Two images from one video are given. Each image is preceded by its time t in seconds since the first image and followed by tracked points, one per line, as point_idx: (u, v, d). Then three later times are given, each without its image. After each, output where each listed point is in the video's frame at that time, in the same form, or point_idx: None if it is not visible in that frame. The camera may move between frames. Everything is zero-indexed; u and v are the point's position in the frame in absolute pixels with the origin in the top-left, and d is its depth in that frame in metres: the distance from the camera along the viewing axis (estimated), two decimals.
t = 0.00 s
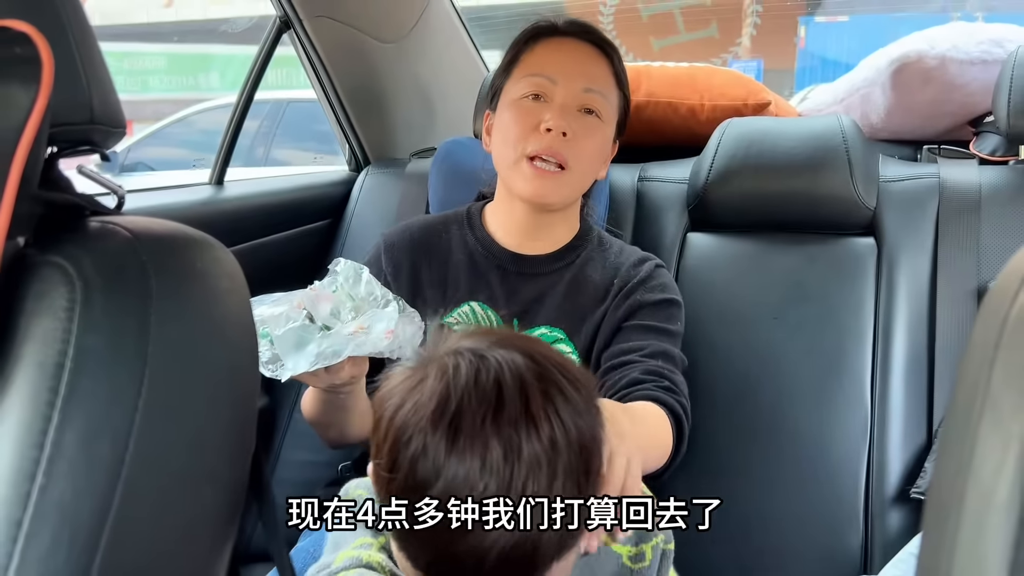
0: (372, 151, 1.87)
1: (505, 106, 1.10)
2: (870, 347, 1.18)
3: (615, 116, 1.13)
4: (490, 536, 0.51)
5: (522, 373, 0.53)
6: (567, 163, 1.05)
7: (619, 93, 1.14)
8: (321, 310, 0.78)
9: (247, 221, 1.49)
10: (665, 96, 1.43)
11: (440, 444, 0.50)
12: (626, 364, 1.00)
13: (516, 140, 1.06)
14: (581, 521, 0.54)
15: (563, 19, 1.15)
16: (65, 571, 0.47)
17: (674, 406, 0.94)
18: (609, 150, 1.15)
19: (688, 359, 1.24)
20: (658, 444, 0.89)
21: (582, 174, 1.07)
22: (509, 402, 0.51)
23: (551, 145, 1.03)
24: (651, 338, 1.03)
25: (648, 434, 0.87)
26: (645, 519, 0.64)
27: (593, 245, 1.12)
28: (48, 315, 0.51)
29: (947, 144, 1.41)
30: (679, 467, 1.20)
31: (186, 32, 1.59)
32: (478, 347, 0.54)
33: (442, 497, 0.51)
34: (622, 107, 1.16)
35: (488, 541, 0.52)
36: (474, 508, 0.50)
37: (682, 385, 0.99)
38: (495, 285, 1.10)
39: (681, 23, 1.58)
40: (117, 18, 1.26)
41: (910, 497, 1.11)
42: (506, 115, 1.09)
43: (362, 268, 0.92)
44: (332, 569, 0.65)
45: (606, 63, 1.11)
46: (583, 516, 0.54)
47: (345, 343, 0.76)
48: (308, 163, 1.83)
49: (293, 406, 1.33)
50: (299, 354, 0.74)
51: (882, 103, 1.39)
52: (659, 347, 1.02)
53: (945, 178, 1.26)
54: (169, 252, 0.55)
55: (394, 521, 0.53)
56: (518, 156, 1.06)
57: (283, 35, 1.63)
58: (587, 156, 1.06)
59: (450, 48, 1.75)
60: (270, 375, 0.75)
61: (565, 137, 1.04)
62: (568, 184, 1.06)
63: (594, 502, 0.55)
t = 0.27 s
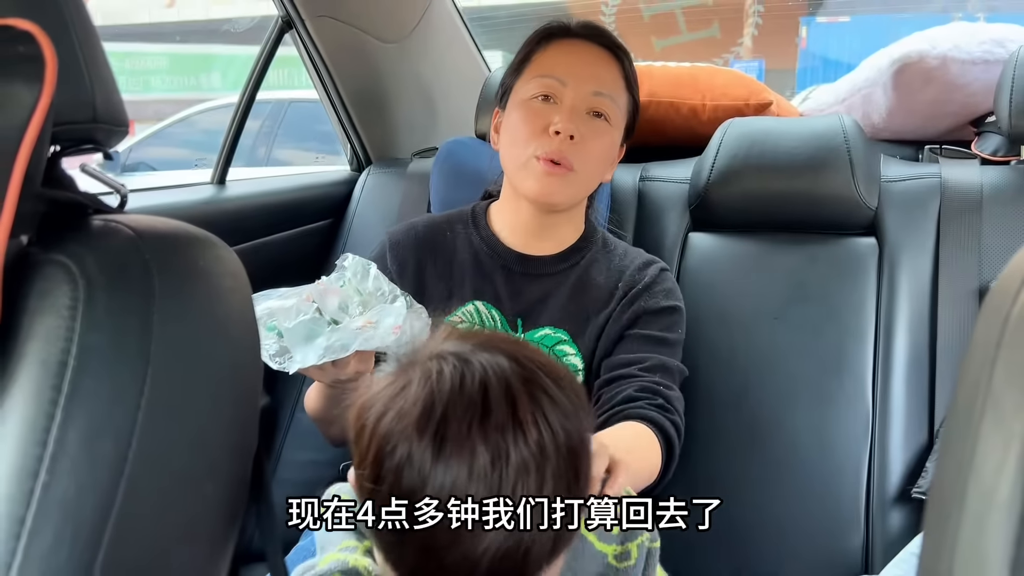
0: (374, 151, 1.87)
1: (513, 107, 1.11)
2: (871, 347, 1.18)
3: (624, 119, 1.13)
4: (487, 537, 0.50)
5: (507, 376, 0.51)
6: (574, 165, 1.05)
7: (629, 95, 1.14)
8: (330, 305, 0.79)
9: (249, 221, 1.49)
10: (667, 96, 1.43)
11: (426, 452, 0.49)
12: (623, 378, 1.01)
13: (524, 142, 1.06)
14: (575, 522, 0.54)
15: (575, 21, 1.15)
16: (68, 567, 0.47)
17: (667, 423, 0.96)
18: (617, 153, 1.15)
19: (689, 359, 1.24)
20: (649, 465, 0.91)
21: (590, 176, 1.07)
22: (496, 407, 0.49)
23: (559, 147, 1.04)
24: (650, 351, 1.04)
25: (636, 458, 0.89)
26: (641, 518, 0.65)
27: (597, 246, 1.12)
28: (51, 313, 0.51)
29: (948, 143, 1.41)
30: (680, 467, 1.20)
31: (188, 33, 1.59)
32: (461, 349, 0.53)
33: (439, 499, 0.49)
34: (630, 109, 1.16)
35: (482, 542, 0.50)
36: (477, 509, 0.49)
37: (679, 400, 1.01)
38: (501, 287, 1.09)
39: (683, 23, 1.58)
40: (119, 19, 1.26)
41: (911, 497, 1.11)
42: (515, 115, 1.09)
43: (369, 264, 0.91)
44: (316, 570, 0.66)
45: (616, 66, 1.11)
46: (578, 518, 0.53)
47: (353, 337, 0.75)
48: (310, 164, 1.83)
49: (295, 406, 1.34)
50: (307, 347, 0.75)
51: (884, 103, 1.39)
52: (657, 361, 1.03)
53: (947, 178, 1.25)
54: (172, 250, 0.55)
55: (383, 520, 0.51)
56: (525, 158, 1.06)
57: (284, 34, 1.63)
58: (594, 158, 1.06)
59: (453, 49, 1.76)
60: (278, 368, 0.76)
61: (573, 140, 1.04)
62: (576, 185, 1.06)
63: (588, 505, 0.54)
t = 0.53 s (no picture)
0: (376, 151, 1.87)
1: (512, 107, 1.11)
2: (873, 347, 1.18)
3: (623, 118, 1.13)
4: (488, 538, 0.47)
5: (517, 414, 0.47)
6: (573, 164, 1.04)
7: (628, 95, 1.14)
8: (328, 300, 0.75)
9: (251, 221, 1.49)
10: (668, 96, 1.43)
11: (425, 490, 0.46)
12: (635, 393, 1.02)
13: (523, 141, 1.06)
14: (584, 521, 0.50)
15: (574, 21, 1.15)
16: (71, 564, 0.47)
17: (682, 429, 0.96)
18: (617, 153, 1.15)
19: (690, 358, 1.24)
20: (668, 471, 0.90)
21: (589, 175, 1.07)
22: (501, 449, 0.46)
23: (558, 145, 1.04)
24: (658, 360, 1.04)
25: (647, 473, 0.89)
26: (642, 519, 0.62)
27: (598, 246, 1.13)
28: (55, 311, 0.51)
29: (950, 143, 1.41)
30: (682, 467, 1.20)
31: (189, 32, 1.54)
32: (469, 381, 0.48)
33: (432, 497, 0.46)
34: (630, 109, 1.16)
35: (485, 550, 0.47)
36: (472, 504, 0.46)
37: (692, 403, 1.01)
38: (501, 287, 1.10)
39: (684, 23, 1.59)
40: (121, 19, 1.26)
41: (912, 497, 1.11)
42: (514, 115, 1.09)
43: (368, 259, 0.85)
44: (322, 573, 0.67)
45: (614, 65, 1.11)
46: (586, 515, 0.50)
47: (351, 332, 0.74)
48: (311, 163, 1.83)
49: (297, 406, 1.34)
50: (305, 341, 0.72)
51: (886, 102, 1.39)
52: (666, 368, 1.03)
53: (948, 177, 1.25)
54: (174, 249, 0.56)
55: (375, 523, 0.48)
56: (524, 156, 1.06)
57: (285, 34, 1.64)
58: (593, 157, 1.06)
59: (455, 49, 1.77)
60: (273, 361, 0.73)
61: (572, 139, 1.04)
62: (575, 184, 1.05)
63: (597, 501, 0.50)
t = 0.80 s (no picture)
0: (379, 151, 1.88)
1: (508, 106, 1.11)
2: (875, 346, 1.18)
3: (618, 115, 1.13)
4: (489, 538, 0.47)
5: (521, 449, 0.48)
6: (568, 161, 1.04)
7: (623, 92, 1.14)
8: (318, 296, 0.74)
9: (254, 220, 1.49)
10: (670, 95, 1.43)
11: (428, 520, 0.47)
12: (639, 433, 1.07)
13: (518, 139, 1.06)
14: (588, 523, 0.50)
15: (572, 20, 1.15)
16: (76, 561, 0.47)
17: (682, 468, 1.01)
18: (614, 150, 1.15)
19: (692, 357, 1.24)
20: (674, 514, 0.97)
21: (584, 174, 1.06)
22: (506, 482, 0.47)
23: (552, 141, 1.03)
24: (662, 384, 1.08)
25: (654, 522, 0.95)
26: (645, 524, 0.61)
27: (598, 245, 1.13)
28: (60, 309, 0.51)
29: (952, 142, 1.41)
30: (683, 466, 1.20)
31: (194, 32, 1.57)
32: (473, 411, 0.49)
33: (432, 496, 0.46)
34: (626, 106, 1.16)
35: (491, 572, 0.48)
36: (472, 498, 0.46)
37: (694, 430, 1.04)
38: (501, 285, 1.10)
39: (687, 22, 1.59)
40: (125, 19, 1.27)
41: (914, 496, 1.12)
42: (510, 113, 1.09)
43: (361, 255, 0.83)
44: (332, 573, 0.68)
45: (608, 62, 1.11)
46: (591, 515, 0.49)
47: (340, 325, 0.73)
48: (313, 163, 1.83)
49: (300, 404, 1.34)
50: (293, 335, 0.71)
51: (887, 100, 1.39)
52: (670, 395, 1.07)
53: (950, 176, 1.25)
54: (178, 248, 0.56)
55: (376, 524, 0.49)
56: (520, 155, 1.06)
57: (289, 33, 1.65)
58: (588, 154, 1.06)
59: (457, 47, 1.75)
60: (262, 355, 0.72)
61: (566, 136, 1.04)
62: (570, 183, 1.05)
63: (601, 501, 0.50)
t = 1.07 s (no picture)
0: (380, 150, 1.89)
1: (510, 104, 1.11)
2: (876, 345, 1.18)
3: (620, 114, 1.13)
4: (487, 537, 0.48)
5: (543, 444, 0.48)
6: (570, 159, 1.04)
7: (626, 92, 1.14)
8: (326, 290, 0.73)
9: (256, 220, 1.50)
10: (672, 95, 1.43)
11: (449, 512, 0.47)
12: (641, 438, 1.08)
13: (519, 136, 1.06)
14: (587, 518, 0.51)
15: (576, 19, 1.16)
16: (81, 559, 0.48)
17: (682, 473, 1.02)
18: (615, 149, 1.15)
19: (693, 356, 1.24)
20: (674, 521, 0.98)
21: (585, 172, 1.06)
22: (528, 473, 0.47)
23: (553, 140, 1.04)
24: (661, 390, 1.08)
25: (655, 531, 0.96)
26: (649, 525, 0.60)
27: (601, 244, 1.13)
28: (65, 309, 0.51)
29: (954, 141, 1.41)
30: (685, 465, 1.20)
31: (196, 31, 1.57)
32: (495, 403, 0.49)
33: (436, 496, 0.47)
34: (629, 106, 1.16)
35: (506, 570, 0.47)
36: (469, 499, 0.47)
37: (694, 438, 1.05)
38: (502, 283, 1.10)
39: (688, 21, 1.59)
40: (128, 19, 1.27)
41: (916, 494, 1.12)
42: (511, 111, 1.09)
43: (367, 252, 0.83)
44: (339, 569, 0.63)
45: (611, 62, 1.11)
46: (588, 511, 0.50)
47: (345, 320, 0.73)
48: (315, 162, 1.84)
49: (302, 403, 1.35)
50: (298, 329, 0.72)
51: (889, 98, 1.39)
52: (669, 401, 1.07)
53: (952, 175, 1.25)
54: (181, 247, 0.56)
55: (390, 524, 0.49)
56: (521, 152, 1.06)
57: (290, 33, 1.65)
58: (590, 154, 1.06)
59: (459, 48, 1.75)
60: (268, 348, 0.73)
61: (568, 135, 1.04)
62: (571, 181, 1.05)
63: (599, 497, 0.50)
